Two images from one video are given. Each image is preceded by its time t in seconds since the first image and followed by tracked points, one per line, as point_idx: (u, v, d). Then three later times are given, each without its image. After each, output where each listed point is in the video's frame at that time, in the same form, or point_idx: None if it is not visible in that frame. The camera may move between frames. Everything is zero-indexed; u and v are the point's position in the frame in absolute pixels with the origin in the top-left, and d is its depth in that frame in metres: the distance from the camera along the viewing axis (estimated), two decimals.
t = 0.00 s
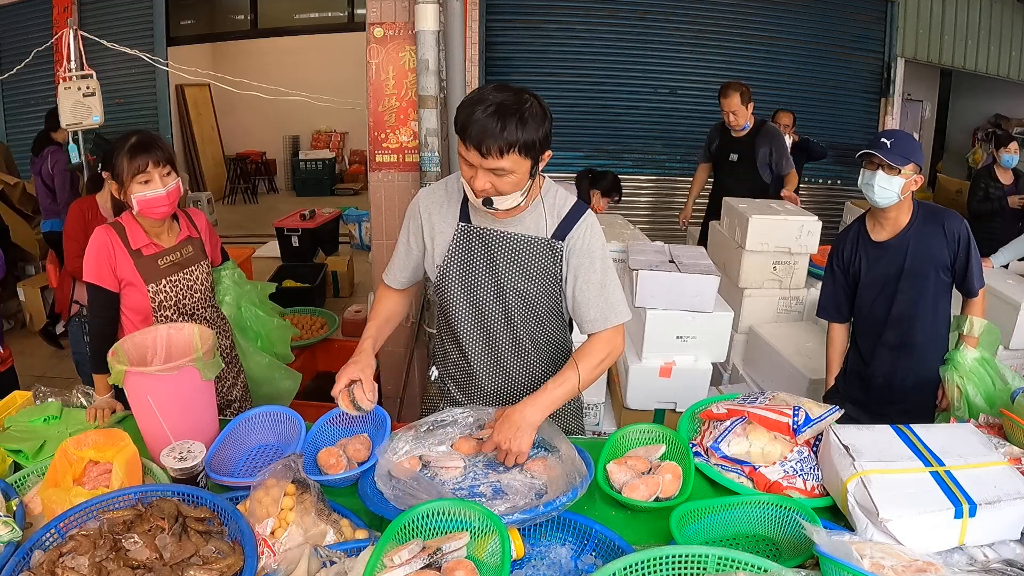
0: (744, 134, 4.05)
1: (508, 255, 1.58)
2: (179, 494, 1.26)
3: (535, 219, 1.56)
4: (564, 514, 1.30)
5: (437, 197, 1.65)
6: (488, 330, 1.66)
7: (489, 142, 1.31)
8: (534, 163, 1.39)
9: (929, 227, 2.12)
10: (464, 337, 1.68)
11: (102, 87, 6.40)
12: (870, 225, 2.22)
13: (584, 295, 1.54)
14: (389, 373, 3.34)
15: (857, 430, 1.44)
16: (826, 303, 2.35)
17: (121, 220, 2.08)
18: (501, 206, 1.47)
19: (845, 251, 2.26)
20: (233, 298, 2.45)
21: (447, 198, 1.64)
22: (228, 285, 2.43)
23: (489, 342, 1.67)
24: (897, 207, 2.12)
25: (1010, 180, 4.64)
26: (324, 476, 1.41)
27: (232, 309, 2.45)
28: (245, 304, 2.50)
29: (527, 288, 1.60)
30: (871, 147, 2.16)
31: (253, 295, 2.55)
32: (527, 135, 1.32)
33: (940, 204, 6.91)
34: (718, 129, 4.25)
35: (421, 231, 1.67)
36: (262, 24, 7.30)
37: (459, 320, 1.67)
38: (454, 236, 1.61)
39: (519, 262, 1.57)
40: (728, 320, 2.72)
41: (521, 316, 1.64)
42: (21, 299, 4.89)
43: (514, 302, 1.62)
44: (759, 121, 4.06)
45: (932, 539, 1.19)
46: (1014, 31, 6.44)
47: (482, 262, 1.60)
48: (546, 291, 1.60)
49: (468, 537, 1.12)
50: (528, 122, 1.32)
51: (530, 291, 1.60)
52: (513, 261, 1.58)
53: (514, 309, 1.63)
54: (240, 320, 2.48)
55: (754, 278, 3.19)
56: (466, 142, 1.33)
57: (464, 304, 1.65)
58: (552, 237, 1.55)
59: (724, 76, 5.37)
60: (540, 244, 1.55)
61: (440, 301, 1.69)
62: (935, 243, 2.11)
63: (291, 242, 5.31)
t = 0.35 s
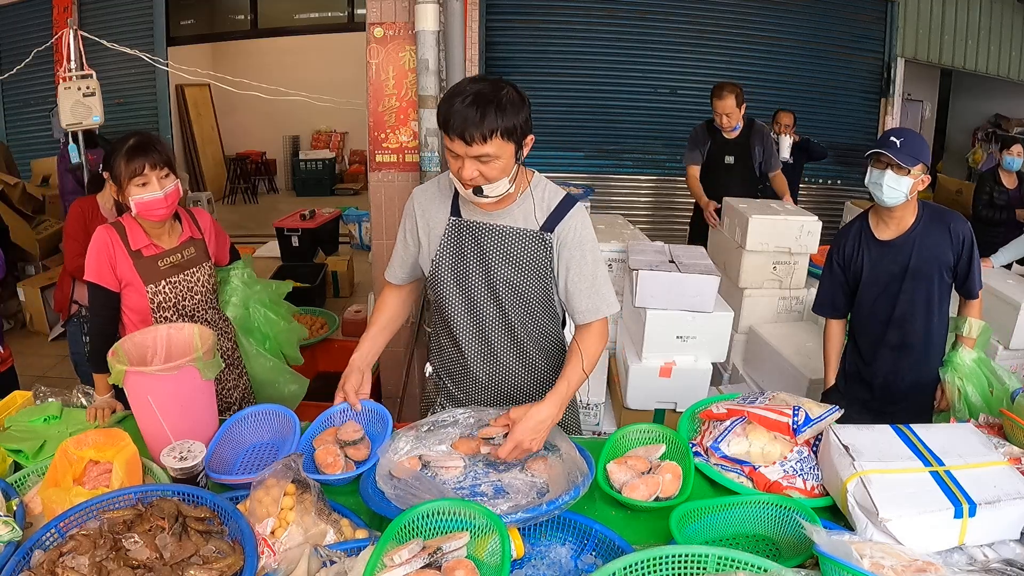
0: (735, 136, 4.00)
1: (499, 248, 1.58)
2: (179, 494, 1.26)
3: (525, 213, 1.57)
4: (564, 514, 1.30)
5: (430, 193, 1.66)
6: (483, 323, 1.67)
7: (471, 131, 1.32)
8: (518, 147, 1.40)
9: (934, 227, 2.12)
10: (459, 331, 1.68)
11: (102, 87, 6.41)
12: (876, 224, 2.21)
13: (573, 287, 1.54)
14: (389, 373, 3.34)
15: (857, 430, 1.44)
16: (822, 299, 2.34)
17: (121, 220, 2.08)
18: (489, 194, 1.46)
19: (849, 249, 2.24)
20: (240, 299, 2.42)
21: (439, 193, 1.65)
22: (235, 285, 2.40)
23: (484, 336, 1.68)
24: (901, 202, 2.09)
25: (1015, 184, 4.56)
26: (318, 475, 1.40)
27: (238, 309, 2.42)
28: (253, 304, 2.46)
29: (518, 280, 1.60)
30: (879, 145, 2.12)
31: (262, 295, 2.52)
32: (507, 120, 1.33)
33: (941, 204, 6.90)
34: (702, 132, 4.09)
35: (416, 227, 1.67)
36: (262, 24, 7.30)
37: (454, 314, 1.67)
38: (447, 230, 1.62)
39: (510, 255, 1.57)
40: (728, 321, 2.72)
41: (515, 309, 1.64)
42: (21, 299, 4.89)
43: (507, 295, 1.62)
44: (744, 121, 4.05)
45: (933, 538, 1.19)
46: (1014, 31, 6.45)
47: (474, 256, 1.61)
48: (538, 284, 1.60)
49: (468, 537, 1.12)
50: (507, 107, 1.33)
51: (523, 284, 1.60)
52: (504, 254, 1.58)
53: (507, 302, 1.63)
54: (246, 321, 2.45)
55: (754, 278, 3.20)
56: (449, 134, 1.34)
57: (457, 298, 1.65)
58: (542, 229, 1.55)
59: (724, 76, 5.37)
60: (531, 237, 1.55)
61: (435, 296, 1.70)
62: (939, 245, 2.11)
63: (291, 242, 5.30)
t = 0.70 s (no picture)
0: (719, 133, 3.99)
1: (481, 246, 1.58)
2: (179, 494, 1.26)
3: (507, 210, 1.56)
4: (564, 514, 1.30)
5: (415, 190, 1.69)
6: (470, 318, 1.68)
7: (463, 146, 1.32)
8: (504, 145, 1.41)
9: (942, 234, 2.09)
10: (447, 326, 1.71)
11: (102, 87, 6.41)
12: (881, 218, 2.14)
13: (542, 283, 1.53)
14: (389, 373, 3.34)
15: (857, 430, 1.44)
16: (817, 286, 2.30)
17: (123, 220, 2.08)
18: (487, 196, 1.49)
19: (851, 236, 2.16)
20: (236, 298, 2.46)
21: (425, 190, 1.67)
22: (232, 285, 2.43)
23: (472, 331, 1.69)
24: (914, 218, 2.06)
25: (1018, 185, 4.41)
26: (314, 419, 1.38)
27: (234, 309, 2.45)
28: (250, 304, 2.50)
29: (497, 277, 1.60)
30: (920, 166, 1.93)
31: (260, 295, 2.56)
32: (494, 125, 1.33)
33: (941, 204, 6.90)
34: (686, 134, 4.02)
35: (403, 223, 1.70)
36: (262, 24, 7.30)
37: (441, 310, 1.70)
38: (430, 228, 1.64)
39: (491, 252, 1.58)
40: (728, 321, 2.72)
41: (499, 305, 1.65)
42: (21, 299, 4.89)
43: (490, 292, 1.63)
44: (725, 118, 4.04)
45: (933, 539, 1.19)
46: (1014, 31, 6.46)
47: (457, 253, 1.62)
48: (521, 280, 1.60)
49: (468, 537, 1.12)
50: (492, 112, 1.33)
51: (506, 280, 1.61)
52: (485, 252, 1.59)
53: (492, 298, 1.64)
54: (243, 320, 2.48)
55: (754, 278, 3.20)
56: (440, 152, 1.33)
57: (443, 295, 1.67)
58: (523, 225, 1.55)
59: (724, 76, 5.37)
60: (511, 233, 1.55)
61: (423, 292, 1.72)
62: (944, 249, 2.10)
63: (292, 242, 5.30)
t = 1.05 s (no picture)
0: (718, 134, 4.00)
1: (466, 252, 1.57)
2: (178, 494, 1.26)
3: (492, 213, 1.57)
4: (564, 514, 1.30)
5: (393, 197, 1.65)
6: (457, 326, 1.66)
7: (438, 87, 1.37)
8: (481, 119, 1.45)
9: (950, 239, 2.10)
10: (434, 335, 1.68)
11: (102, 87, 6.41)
12: (901, 220, 2.10)
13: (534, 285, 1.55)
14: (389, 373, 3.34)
15: (857, 430, 1.44)
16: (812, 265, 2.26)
17: (123, 220, 2.08)
18: (450, 160, 1.44)
19: (865, 228, 2.11)
20: (235, 298, 2.46)
21: (402, 197, 1.64)
22: (230, 285, 2.44)
23: (460, 338, 1.67)
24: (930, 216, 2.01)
25: None
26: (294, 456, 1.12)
27: (233, 308, 2.45)
28: (247, 303, 2.50)
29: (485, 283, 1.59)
30: (959, 182, 1.91)
31: (255, 295, 2.56)
32: (475, 86, 1.40)
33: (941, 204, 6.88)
34: (683, 133, 4.02)
35: (382, 232, 1.66)
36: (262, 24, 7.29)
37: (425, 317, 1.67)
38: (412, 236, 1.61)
39: (478, 257, 1.57)
40: (728, 321, 2.72)
41: (488, 310, 1.63)
42: (21, 299, 4.89)
43: (478, 297, 1.62)
44: (724, 118, 4.03)
45: (933, 539, 1.19)
46: (1014, 31, 6.46)
47: (442, 260, 1.60)
48: (509, 283, 1.60)
49: (468, 537, 1.12)
50: (475, 75, 1.40)
51: (495, 285, 1.60)
52: (472, 257, 1.58)
53: (480, 304, 1.63)
54: (242, 319, 2.47)
55: (754, 278, 3.19)
56: (415, 89, 1.38)
57: (430, 302, 1.65)
58: (509, 229, 1.55)
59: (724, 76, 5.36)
60: (498, 237, 1.55)
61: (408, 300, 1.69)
62: (949, 252, 2.11)
63: (292, 242, 5.29)
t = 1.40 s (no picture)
0: (723, 133, 4.00)
1: (472, 256, 1.57)
2: (178, 494, 1.26)
3: (489, 214, 1.59)
4: (563, 514, 1.30)
5: (378, 214, 1.54)
6: (463, 334, 1.63)
7: (438, 80, 1.39)
8: (479, 111, 1.49)
9: (947, 234, 2.09)
10: (438, 346, 1.64)
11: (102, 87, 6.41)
12: (889, 222, 2.10)
13: (547, 271, 1.66)
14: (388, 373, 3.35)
15: (856, 430, 1.44)
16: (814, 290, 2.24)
17: (121, 220, 2.08)
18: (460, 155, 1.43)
19: (856, 240, 2.11)
20: (241, 299, 2.47)
21: (389, 211, 1.54)
22: (236, 286, 2.46)
23: (466, 346, 1.64)
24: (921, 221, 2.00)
25: None
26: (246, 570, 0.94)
27: (238, 310, 2.46)
28: (253, 305, 2.52)
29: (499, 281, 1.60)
30: (933, 180, 1.91)
31: (261, 296, 2.59)
32: (469, 79, 1.44)
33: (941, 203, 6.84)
34: (689, 133, 4.08)
35: (372, 254, 1.53)
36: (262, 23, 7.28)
37: (430, 327, 1.62)
38: (410, 249, 1.54)
39: (485, 260, 1.57)
40: (728, 321, 2.72)
41: (494, 313, 1.63)
42: (21, 298, 4.89)
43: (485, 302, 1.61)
44: (731, 117, 4.03)
45: (932, 538, 1.19)
46: (1014, 31, 6.47)
47: (447, 268, 1.56)
48: (513, 281, 1.63)
49: (468, 537, 1.12)
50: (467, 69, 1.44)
51: (501, 285, 1.61)
52: (478, 261, 1.57)
53: (487, 308, 1.62)
54: (246, 322, 2.49)
55: (754, 278, 3.19)
56: (418, 84, 1.38)
57: (434, 314, 1.60)
58: (509, 228, 1.59)
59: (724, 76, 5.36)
60: (501, 237, 1.58)
61: (407, 316, 1.62)
62: (949, 247, 2.10)
63: (291, 242, 5.26)
